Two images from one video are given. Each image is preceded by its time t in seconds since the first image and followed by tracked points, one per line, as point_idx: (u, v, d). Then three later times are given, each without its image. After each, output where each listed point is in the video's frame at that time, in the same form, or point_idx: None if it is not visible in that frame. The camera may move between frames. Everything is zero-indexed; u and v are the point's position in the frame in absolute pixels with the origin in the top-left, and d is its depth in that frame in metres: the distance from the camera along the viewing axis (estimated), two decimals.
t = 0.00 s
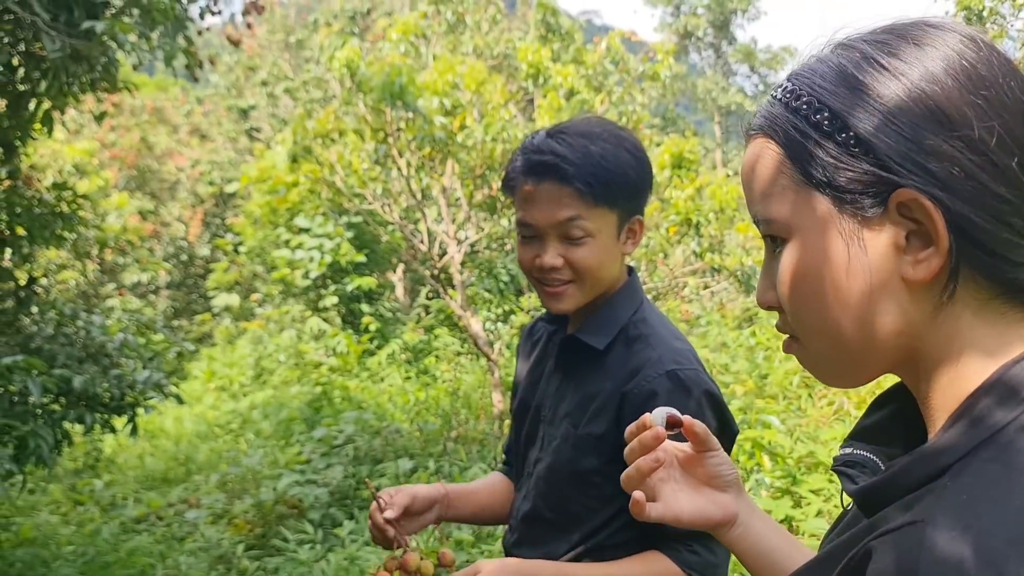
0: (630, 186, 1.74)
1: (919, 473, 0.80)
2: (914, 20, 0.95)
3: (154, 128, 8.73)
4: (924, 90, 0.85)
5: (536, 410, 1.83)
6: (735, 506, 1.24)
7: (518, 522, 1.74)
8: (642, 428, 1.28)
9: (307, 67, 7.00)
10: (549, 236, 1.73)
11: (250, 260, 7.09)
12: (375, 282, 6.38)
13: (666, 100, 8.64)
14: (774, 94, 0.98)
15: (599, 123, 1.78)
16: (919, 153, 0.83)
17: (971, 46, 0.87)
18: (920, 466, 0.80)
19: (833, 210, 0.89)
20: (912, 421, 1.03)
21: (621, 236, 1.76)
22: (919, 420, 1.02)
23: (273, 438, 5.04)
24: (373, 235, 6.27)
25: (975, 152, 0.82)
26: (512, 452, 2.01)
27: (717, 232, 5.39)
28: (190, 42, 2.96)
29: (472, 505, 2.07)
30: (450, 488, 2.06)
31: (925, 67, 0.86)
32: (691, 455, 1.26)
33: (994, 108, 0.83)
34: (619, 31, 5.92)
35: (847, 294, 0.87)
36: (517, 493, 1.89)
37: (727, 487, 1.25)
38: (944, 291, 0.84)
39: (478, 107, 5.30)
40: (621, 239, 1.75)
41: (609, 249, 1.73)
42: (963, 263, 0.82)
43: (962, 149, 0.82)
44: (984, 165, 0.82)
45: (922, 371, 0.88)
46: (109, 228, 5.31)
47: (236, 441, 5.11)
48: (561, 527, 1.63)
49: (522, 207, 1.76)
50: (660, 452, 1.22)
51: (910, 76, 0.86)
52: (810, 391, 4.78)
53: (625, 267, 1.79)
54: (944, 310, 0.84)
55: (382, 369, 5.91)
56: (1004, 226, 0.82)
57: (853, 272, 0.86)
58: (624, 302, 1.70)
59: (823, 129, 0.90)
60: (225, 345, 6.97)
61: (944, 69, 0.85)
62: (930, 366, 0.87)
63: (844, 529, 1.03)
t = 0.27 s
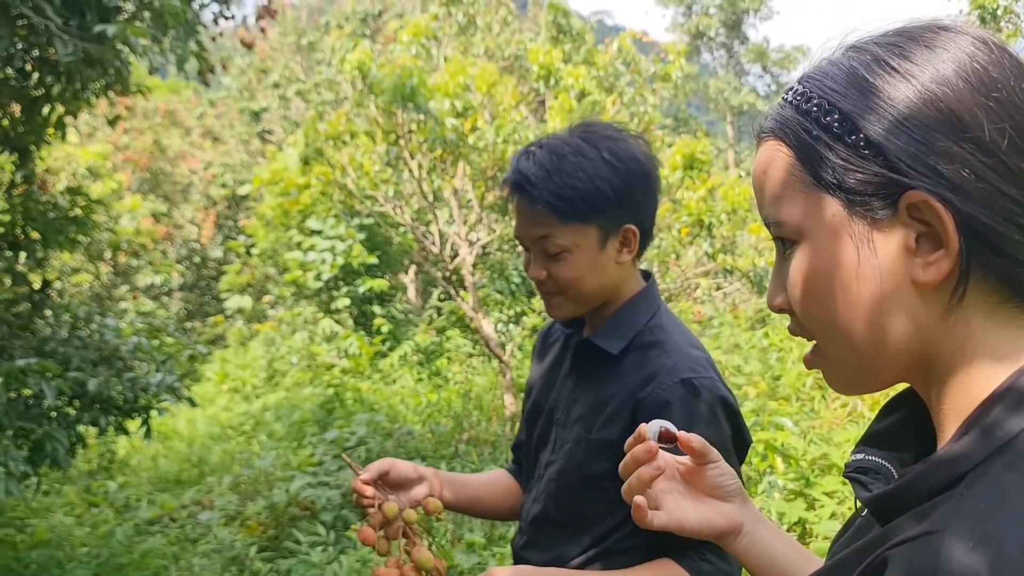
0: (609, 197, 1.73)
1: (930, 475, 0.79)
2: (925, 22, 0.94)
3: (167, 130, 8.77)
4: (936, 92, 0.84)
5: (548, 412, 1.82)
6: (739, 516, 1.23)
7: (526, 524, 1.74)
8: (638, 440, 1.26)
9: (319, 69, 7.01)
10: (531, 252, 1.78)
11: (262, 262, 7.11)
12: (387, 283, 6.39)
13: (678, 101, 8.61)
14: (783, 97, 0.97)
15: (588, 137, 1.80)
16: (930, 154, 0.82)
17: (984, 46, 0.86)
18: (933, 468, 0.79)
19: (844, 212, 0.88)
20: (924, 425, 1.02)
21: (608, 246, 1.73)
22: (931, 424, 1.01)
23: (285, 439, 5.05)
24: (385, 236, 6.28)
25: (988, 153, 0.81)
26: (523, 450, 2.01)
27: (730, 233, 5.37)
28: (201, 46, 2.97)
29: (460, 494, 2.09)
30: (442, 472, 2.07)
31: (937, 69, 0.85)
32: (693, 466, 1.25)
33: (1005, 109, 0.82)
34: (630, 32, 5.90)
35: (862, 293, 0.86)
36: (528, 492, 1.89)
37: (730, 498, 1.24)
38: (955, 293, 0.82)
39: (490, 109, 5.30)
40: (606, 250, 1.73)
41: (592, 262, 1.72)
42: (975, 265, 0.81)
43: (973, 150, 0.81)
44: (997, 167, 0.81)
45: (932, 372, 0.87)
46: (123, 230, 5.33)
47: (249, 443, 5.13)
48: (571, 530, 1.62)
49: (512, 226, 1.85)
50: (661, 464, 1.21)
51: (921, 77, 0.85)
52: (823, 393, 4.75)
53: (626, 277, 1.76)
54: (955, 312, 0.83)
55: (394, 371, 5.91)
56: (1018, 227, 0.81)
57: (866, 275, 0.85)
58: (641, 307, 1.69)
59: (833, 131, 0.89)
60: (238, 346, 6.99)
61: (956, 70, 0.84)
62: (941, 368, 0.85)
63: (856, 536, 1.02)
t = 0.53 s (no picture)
0: (611, 198, 1.73)
1: (937, 480, 0.78)
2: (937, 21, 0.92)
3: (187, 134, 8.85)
4: (939, 94, 0.83)
5: (565, 414, 1.83)
6: (750, 524, 1.22)
7: (540, 526, 1.75)
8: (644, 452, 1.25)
9: (337, 72, 7.04)
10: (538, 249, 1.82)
11: (282, 264, 7.16)
12: (406, 285, 6.41)
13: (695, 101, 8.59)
14: (791, 98, 0.97)
15: (595, 134, 1.78)
16: (929, 156, 0.81)
17: (993, 47, 0.85)
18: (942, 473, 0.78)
19: (847, 215, 0.88)
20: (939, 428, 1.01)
21: (611, 248, 1.73)
22: (946, 426, 1.00)
23: (304, 440, 5.08)
24: (404, 238, 6.31)
25: (991, 155, 0.80)
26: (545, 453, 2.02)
27: (748, 233, 5.35)
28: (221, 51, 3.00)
29: (483, 495, 2.11)
30: (466, 474, 2.09)
31: (941, 70, 0.84)
32: (701, 476, 1.25)
33: (1011, 110, 0.81)
34: (647, 32, 5.89)
35: (866, 291, 0.86)
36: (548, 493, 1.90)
37: (740, 506, 1.24)
38: (956, 296, 0.82)
39: (507, 110, 5.31)
40: (608, 252, 1.73)
41: (594, 263, 1.74)
42: (975, 270, 0.81)
43: (975, 152, 0.80)
44: (1000, 169, 0.80)
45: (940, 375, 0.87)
46: (144, 233, 5.38)
47: (269, 444, 5.16)
48: (583, 534, 1.63)
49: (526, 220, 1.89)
50: (666, 473, 1.21)
51: (925, 79, 0.84)
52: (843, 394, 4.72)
53: (634, 276, 1.76)
54: (957, 315, 0.83)
55: (413, 372, 5.92)
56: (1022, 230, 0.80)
57: (869, 275, 0.86)
58: (651, 309, 1.69)
59: (835, 133, 0.89)
60: (258, 348, 7.04)
61: (961, 71, 0.83)
62: (946, 370, 0.86)
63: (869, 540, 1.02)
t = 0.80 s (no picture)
0: (609, 194, 1.70)
1: (930, 484, 0.77)
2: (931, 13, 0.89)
3: (205, 136, 8.90)
4: (915, 95, 0.80)
5: (582, 415, 1.83)
6: (764, 529, 1.20)
7: (553, 526, 1.76)
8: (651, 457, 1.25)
9: (354, 74, 7.06)
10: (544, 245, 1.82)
11: (299, 266, 7.18)
12: (422, 285, 6.41)
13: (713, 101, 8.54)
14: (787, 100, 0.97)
15: (600, 128, 1.76)
16: (902, 160, 0.80)
17: (980, 41, 0.81)
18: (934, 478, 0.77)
19: (832, 214, 0.87)
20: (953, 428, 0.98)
21: (608, 245, 1.70)
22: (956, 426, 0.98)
23: (322, 441, 5.09)
24: (421, 239, 6.32)
25: (968, 157, 0.77)
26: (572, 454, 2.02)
27: (767, 233, 5.31)
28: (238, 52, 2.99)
29: (524, 497, 2.11)
30: (503, 476, 2.10)
31: (921, 70, 0.81)
32: (714, 481, 1.24)
33: (993, 107, 0.77)
34: (665, 32, 5.87)
35: (851, 295, 0.86)
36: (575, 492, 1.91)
37: (753, 511, 1.22)
38: (933, 293, 0.81)
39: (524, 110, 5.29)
40: (605, 249, 1.70)
41: (592, 260, 1.71)
42: (951, 267, 0.79)
43: (950, 154, 0.78)
44: (978, 170, 0.77)
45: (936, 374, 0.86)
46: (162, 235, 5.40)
47: (287, 445, 5.18)
48: (591, 535, 1.62)
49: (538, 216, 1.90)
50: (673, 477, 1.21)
51: (903, 80, 0.82)
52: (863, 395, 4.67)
53: (636, 274, 1.72)
54: (936, 313, 0.81)
55: (430, 373, 5.91)
56: (1001, 232, 0.77)
57: (853, 278, 0.86)
58: (654, 310, 1.66)
59: (816, 138, 0.87)
60: (275, 349, 7.06)
61: (941, 69, 0.80)
62: (940, 369, 0.84)
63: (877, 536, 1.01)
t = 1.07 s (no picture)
0: (585, 188, 1.68)
1: (908, 475, 0.78)
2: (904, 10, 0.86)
3: (216, 137, 8.94)
4: (870, 96, 0.79)
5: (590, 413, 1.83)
6: (769, 533, 1.18)
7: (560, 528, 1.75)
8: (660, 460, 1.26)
9: (364, 74, 7.06)
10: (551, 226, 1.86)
11: (309, 266, 7.19)
12: (432, 285, 6.41)
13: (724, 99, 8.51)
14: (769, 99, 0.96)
15: (607, 121, 1.75)
16: (859, 162, 0.79)
17: (942, 38, 0.79)
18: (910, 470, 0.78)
19: (801, 216, 0.87)
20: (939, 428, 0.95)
21: (579, 238, 1.70)
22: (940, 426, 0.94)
23: (333, 441, 5.10)
24: (430, 239, 6.33)
25: (920, 159, 0.76)
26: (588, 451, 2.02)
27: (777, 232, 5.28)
28: (247, 51, 2.98)
29: (559, 502, 2.09)
30: (538, 483, 2.07)
31: (877, 70, 0.80)
32: (721, 485, 1.24)
33: (947, 107, 0.75)
34: (675, 30, 5.86)
35: (821, 292, 0.86)
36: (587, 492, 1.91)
37: (760, 516, 1.20)
38: (891, 296, 0.79)
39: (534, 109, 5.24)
40: (578, 243, 1.71)
41: (568, 250, 1.73)
42: (907, 270, 0.77)
43: (903, 157, 0.76)
44: (932, 172, 0.75)
45: (906, 371, 0.84)
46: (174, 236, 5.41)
47: (297, 445, 5.18)
48: (589, 535, 1.62)
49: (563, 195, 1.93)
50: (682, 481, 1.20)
51: (860, 82, 0.80)
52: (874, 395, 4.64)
53: (609, 271, 1.70)
54: (897, 317, 0.80)
55: (440, 373, 5.92)
56: (954, 234, 0.75)
57: (820, 277, 0.86)
58: (642, 308, 1.64)
59: (785, 139, 0.87)
60: (286, 349, 7.07)
61: (898, 70, 0.78)
62: (910, 369, 0.83)
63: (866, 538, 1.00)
